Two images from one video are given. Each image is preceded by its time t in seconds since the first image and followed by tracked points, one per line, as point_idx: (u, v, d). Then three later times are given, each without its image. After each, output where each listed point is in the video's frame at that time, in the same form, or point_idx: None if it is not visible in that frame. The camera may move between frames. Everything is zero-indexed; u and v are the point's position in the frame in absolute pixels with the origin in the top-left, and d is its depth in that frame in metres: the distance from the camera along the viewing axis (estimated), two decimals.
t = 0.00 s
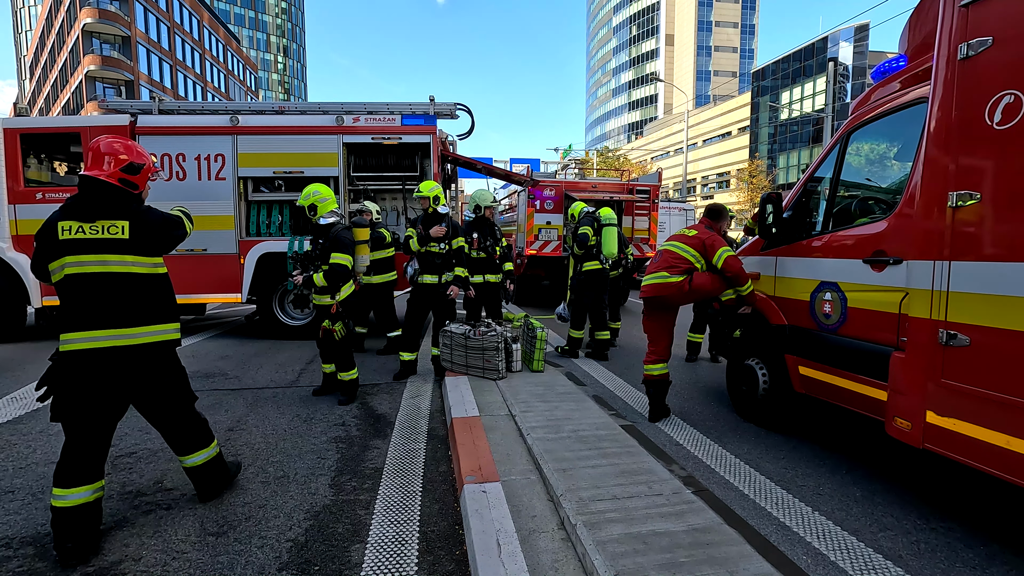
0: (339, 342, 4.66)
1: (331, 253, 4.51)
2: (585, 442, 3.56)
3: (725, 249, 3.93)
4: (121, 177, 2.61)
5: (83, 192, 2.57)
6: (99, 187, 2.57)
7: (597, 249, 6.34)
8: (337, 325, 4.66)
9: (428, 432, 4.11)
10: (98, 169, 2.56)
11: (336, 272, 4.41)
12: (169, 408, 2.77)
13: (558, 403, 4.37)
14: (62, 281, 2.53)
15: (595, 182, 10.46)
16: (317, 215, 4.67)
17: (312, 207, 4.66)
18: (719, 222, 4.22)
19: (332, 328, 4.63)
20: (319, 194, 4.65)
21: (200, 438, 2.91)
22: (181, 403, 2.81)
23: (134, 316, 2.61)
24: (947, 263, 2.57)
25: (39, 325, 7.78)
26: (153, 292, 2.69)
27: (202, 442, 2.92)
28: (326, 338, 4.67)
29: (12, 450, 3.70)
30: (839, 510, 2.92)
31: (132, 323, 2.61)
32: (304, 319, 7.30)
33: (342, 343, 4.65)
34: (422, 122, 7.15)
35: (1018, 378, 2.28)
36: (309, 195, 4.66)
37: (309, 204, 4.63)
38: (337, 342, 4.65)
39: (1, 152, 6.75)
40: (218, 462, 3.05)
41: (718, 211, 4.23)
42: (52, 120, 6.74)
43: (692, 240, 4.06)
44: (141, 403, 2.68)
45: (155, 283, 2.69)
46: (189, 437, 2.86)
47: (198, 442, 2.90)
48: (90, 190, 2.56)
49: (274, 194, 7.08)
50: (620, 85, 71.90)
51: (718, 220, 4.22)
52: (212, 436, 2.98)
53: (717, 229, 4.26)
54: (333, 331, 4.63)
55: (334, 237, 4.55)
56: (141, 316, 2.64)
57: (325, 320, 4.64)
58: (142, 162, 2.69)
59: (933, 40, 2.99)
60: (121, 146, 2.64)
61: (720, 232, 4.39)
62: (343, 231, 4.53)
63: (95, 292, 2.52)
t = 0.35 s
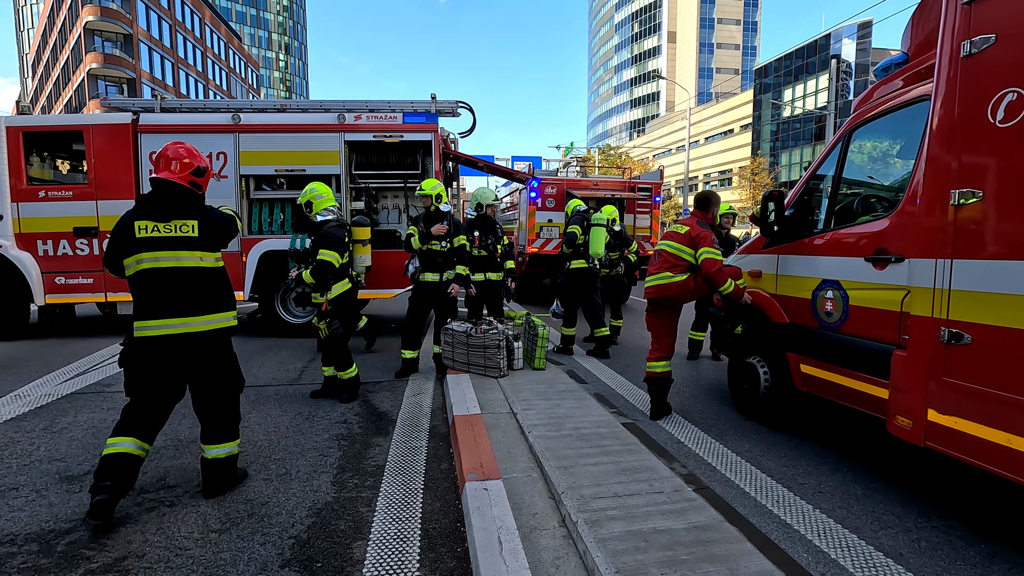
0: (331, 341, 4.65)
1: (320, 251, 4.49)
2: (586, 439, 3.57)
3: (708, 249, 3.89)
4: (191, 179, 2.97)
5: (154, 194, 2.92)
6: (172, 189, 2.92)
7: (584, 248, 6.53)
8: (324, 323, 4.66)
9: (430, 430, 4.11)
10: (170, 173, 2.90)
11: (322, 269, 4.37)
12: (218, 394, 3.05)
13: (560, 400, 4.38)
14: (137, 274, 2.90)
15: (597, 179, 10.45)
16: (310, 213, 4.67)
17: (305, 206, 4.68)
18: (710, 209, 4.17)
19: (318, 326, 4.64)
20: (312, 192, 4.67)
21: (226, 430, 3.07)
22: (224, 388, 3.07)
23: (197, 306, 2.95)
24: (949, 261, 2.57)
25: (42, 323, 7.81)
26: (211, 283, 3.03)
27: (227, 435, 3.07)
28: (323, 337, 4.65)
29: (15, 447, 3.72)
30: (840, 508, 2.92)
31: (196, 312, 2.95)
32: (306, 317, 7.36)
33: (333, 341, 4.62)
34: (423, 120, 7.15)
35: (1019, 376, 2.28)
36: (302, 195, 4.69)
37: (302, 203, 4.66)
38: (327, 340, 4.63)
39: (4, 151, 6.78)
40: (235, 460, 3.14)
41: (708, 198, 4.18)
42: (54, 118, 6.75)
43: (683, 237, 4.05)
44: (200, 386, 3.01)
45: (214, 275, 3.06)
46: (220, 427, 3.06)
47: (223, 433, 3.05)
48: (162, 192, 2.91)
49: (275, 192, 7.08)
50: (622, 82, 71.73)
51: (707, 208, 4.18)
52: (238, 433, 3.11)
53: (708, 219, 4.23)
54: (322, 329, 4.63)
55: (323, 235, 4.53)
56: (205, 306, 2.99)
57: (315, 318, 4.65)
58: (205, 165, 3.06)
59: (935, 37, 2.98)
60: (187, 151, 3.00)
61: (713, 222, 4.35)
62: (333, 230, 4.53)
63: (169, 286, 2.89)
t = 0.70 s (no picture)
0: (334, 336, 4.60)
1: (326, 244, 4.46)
2: (588, 437, 3.57)
3: (713, 247, 3.87)
4: (224, 176, 3.12)
5: (190, 191, 3.08)
6: (208, 185, 3.07)
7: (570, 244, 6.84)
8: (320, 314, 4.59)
9: (432, 427, 4.12)
10: (206, 170, 3.04)
11: (329, 262, 4.34)
12: (225, 390, 3.08)
13: (562, 397, 4.38)
14: (170, 264, 3.06)
15: (599, 177, 10.45)
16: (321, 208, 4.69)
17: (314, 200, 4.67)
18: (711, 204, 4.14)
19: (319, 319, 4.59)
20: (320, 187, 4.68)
21: (230, 428, 3.09)
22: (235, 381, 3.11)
23: (217, 298, 3.04)
24: (953, 258, 2.56)
25: (47, 320, 7.85)
26: (235, 276, 3.11)
27: (233, 430, 3.09)
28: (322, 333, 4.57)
29: (20, 442, 3.74)
30: (843, 506, 2.91)
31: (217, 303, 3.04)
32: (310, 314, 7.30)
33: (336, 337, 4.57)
34: (426, 117, 7.15)
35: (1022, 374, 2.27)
36: (309, 188, 4.65)
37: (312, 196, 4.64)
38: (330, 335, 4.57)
39: (9, 148, 6.82)
40: (236, 457, 3.14)
41: (708, 193, 4.17)
42: (58, 116, 6.79)
43: (685, 235, 4.05)
44: (211, 377, 3.06)
45: (241, 270, 3.14)
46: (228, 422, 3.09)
47: (230, 426, 3.09)
48: (197, 189, 3.07)
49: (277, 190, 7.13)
50: (625, 79, 71.49)
51: (707, 204, 4.16)
52: (242, 429, 3.13)
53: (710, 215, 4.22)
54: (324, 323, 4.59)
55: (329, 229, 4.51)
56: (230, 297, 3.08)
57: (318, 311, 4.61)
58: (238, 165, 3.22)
59: (940, 32, 2.96)
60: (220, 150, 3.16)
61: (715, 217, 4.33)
62: (339, 224, 4.52)
63: (195, 276, 3.03)
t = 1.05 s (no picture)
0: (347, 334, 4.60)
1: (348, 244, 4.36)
2: (594, 435, 3.56)
3: (721, 248, 3.85)
4: (224, 175, 3.14)
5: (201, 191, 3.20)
6: (209, 185, 3.14)
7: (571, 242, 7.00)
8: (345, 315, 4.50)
9: (437, 425, 4.12)
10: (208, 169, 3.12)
11: (356, 261, 4.22)
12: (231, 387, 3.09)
13: (567, 396, 4.37)
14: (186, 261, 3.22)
15: (605, 175, 10.43)
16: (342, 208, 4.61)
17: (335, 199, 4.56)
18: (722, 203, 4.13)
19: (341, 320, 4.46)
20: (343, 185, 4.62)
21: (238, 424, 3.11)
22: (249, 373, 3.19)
23: (227, 290, 3.11)
24: (963, 256, 2.53)
25: (56, 317, 7.91)
26: (244, 271, 3.13)
27: (252, 417, 3.20)
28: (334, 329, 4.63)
29: (30, 439, 3.78)
30: (850, 506, 2.89)
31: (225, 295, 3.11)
32: (315, 312, 7.33)
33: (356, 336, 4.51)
34: (432, 115, 7.15)
35: None
36: (332, 185, 4.55)
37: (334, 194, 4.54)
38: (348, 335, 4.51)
39: (18, 147, 6.86)
40: (250, 444, 3.22)
41: (720, 193, 4.15)
42: (67, 115, 6.84)
43: (694, 233, 4.01)
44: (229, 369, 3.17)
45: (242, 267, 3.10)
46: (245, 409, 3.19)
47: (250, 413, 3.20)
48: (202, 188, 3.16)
49: (284, 187, 7.03)
50: (631, 77, 71.24)
51: (719, 203, 4.14)
52: (261, 417, 3.24)
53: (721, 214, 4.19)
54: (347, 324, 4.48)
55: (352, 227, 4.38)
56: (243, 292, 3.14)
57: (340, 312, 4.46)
58: (247, 166, 3.22)
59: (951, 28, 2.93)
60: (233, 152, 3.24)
61: (727, 217, 4.30)
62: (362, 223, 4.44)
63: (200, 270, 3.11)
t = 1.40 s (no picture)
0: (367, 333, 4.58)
1: (380, 245, 4.43)
2: (601, 435, 3.56)
3: (737, 249, 3.84)
4: (227, 172, 3.17)
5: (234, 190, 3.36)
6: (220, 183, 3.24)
7: (579, 240, 7.10)
8: (380, 317, 4.50)
9: (445, 424, 4.13)
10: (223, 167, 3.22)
11: (389, 263, 4.35)
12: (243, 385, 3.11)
13: (575, 396, 4.36)
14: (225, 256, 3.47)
15: (613, 174, 10.39)
16: (371, 208, 4.51)
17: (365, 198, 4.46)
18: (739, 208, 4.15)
19: (376, 321, 4.46)
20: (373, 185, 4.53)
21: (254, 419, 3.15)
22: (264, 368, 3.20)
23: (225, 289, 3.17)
24: (977, 256, 2.51)
25: (68, 315, 7.99)
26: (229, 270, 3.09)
27: (266, 416, 3.19)
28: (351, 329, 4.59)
29: (43, 436, 3.82)
30: (861, 507, 2.87)
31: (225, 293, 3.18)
32: (323, 311, 7.38)
33: (383, 336, 4.52)
34: (439, 115, 7.16)
35: None
36: (363, 184, 4.44)
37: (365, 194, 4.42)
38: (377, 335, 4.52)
39: (31, 148, 6.94)
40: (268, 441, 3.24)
41: (737, 197, 4.15)
42: (80, 115, 6.91)
43: (709, 234, 4.00)
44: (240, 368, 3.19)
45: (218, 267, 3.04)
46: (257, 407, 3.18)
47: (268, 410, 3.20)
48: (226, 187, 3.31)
49: (292, 187, 7.04)
50: (639, 75, 70.99)
51: (735, 207, 4.15)
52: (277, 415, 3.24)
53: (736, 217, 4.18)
54: (378, 324, 4.47)
55: (383, 230, 4.47)
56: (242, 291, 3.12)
57: (372, 313, 4.45)
58: (245, 160, 3.14)
59: (965, 25, 2.89)
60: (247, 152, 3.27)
61: (741, 221, 4.31)
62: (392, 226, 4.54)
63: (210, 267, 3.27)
